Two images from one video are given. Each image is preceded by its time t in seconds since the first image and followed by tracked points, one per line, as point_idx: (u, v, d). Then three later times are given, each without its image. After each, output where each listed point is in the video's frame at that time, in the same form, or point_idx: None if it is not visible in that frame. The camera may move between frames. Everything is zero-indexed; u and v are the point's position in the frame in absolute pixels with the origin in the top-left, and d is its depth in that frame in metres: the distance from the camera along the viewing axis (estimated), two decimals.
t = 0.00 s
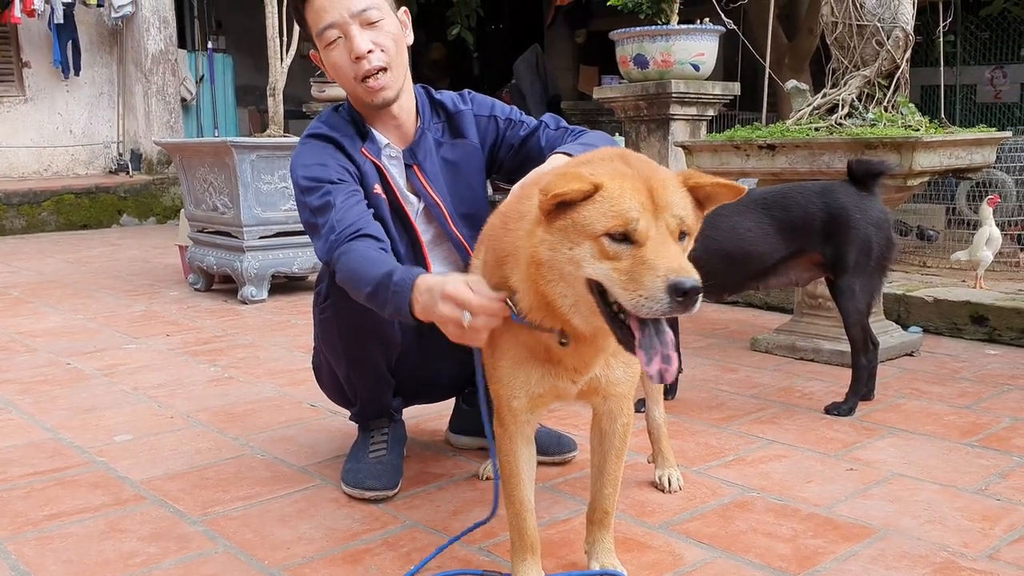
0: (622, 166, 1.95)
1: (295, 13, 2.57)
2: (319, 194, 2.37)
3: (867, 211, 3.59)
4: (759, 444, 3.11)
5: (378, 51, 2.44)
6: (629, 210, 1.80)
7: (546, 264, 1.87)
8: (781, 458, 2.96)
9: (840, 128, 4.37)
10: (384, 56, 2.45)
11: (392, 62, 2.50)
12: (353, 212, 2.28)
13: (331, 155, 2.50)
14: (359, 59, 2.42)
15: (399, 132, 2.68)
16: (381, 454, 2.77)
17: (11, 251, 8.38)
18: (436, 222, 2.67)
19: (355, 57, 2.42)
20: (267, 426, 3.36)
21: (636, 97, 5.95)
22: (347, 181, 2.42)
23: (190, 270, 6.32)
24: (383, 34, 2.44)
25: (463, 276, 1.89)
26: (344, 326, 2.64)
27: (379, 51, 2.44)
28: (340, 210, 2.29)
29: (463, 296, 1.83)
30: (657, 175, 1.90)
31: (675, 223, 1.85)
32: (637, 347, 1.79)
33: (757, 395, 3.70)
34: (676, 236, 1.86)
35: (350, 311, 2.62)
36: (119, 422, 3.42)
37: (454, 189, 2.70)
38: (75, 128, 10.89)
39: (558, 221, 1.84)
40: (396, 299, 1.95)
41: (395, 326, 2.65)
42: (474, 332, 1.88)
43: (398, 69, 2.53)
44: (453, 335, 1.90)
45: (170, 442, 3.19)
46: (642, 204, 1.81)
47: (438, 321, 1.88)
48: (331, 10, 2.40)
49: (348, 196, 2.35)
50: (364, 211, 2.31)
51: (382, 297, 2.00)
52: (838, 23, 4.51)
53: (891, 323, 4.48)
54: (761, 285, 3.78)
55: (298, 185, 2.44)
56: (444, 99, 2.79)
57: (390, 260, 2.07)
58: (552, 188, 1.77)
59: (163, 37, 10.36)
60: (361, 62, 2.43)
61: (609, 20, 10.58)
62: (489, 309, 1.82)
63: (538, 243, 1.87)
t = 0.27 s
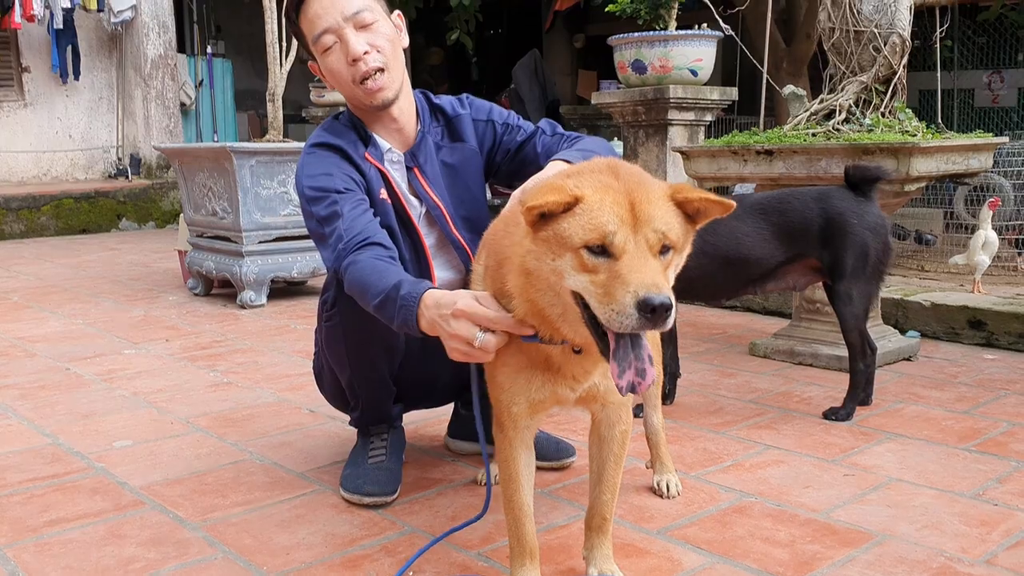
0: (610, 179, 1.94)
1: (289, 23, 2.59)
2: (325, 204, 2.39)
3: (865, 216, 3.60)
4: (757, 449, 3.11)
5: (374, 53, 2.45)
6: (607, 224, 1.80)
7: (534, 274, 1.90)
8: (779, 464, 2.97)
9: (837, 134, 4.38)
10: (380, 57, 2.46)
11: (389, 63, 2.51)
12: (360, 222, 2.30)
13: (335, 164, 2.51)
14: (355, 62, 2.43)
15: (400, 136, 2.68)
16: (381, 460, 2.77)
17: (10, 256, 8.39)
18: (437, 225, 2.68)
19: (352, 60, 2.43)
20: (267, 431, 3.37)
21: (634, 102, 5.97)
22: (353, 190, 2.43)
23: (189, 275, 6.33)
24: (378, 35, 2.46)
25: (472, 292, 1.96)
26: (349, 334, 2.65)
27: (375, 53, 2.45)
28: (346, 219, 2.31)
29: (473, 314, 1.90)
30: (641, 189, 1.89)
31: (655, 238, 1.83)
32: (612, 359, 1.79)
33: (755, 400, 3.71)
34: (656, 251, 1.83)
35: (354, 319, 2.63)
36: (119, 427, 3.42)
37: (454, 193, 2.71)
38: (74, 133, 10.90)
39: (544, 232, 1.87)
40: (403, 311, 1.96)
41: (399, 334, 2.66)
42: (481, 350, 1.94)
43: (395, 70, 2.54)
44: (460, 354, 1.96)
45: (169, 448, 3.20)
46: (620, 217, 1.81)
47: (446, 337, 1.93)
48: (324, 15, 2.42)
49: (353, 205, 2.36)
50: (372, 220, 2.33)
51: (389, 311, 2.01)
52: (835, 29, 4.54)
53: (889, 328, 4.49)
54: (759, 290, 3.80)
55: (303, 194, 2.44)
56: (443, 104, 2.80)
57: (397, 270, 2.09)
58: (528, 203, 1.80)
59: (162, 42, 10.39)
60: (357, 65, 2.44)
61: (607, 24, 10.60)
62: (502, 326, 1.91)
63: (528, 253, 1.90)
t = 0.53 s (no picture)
0: (586, 206, 1.85)
1: (296, 48, 2.61)
2: (319, 225, 2.41)
3: (860, 240, 3.62)
4: (755, 473, 3.11)
5: (379, 82, 2.48)
6: (545, 250, 1.74)
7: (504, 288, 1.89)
8: (777, 488, 2.97)
9: (832, 158, 4.43)
10: (385, 87, 2.49)
11: (393, 93, 2.54)
12: (352, 243, 2.31)
13: (332, 188, 2.53)
14: (360, 90, 2.46)
15: (397, 163, 2.70)
16: (378, 484, 2.77)
17: (9, 278, 8.40)
18: (433, 250, 2.69)
19: (357, 88, 2.46)
20: (265, 456, 3.37)
21: (631, 125, 6.01)
22: (347, 213, 2.45)
23: (188, 297, 6.34)
24: (383, 66, 2.49)
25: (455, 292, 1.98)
26: (342, 357, 2.66)
27: (380, 82, 2.48)
28: (338, 240, 2.33)
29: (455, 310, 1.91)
30: (594, 221, 1.77)
31: (585, 273, 1.71)
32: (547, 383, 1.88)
33: (753, 423, 3.71)
34: (584, 287, 1.71)
35: (348, 342, 2.64)
36: (116, 452, 3.42)
37: (450, 218, 2.73)
38: (74, 156, 10.95)
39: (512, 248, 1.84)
40: (390, 320, 1.98)
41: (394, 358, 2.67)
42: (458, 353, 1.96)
43: (399, 100, 2.57)
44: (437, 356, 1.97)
45: (167, 472, 3.19)
46: (563, 245, 1.73)
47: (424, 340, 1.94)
48: (332, 43, 2.45)
49: (346, 227, 2.38)
50: (364, 241, 2.34)
51: (377, 320, 2.02)
52: (830, 54, 4.59)
53: (887, 350, 4.50)
54: (756, 313, 3.82)
55: (299, 216, 2.47)
56: (442, 131, 2.83)
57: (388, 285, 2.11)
58: (483, 219, 1.81)
59: (162, 65, 10.48)
60: (362, 93, 2.46)
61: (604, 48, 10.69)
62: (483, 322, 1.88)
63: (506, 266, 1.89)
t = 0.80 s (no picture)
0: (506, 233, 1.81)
1: (290, 59, 2.61)
2: (306, 236, 2.42)
3: (856, 254, 3.61)
4: (751, 488, 3.11)
5: (372, 99, 2.49)
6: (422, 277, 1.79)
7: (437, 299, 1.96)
8: (774, 502, 2.96)
9: (827, 173, 4.46)
10: (378, 104, 2.50)
11: (386, 110, 2.55)
12: (338, 254, 2.30)
13: (321, 200, 2.54)
14: (352, 107, 2.47)
15: (391, 176, 2.71)
16: (373, 501, 2.76)
17: (3, 293, 8.37)
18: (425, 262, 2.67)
19: (349, 104, 2.47)
20: (260, 472, 3.35)
21: (627, 140, 6.04)
22: (335, 224, 2.46)
23: (184, 312, 6.33)
24: (377, 82, 2.49)
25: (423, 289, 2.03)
26: (331, 371, 2.67)
27: (373, 99, 2.49)
28: (325, 250, 2.32)
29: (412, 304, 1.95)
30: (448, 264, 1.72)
31: (415, 319, 1.72)
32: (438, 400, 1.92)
33: (749, 438, 3.71)
34: (413, 334, 1.73)
35: (337, 357, 2.65)
36: (110, 469, 3.40)
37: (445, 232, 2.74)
38: (70, 171, 10.95)
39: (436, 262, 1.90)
40: (379, 311, 1.96)
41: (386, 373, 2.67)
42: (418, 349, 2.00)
43: (391, 116, 2.58)
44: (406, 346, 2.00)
45: (161, 489, 3.18)
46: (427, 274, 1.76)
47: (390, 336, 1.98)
48: (327, 59, 2.45)
49: (333, 238, 2.38)
50: (350, 252, 2.33)
51: (367, 314, 1.99)
52: (824, 70, 4.62)
53: (882, 364, 4.51)
54: (751, 327, 3.84)
55: (288, 227, 2.48)
56: (437, 146, 2.84)
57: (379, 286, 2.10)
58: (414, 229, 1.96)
59: (159, 80, 10.51)
60: (354, 110, 2.47)
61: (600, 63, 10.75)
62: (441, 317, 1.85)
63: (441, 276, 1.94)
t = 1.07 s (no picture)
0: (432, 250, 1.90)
1: (282, 68, 2.63)
2: (297, 240, 2.44)
3: (852, 260, 3.62)
4: (749, 493, 3.11)
5: (360, 110, 2.49)
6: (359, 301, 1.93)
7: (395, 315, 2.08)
8: (772, 508, 2.96)
9: (824, 178, 4.47)
10: (366, 114, 2.51)
11: (375, 119, 2.55)
12: (325, 257, 2.31)
13: (314, 204, 2.56)
14: (340, 118, 2.48)
15: (385, 183, 2.72)
16: (371, 507, 2.76)
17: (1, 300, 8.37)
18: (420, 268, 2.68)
19: (336, 116, 2.48)
20: (258, 478, 3.35)
21: (625, 146, 6.05)
22: (326, 228, 2.47)
23: (182, 319, 6.32)
24: (364, 93, 2.50)
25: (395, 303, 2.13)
26: (325, 373, 2.68)
27: (360, 110, 2.49)
28: (314, 254, 2.33)
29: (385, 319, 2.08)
30: (380, 278, 1.84)
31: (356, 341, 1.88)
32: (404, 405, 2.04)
33: (748, 443, 3.71)
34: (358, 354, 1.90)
35: (331, 359, 2.65)
36: (108, 476, 3.39)
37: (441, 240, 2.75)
38: (69, 178, 10.96)
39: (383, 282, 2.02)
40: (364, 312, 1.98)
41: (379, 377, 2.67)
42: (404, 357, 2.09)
43: (381, 125, 2.59)
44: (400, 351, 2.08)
45: (159, 495, 3.17)
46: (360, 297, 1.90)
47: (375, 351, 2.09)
48: (314, 70, 2.46)
49: (322, 242, 2.39)
50: (339, 255, 2.34)
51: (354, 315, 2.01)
52: (821, 75, 4.63)
53: (880, 369, 4.51)
54: (749, 334, 3.84)
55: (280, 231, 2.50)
56: (433, 154, 2.84)
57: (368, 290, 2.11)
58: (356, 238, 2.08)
59: (157, 87, 10.52)
60: (342, 121, 2.48)
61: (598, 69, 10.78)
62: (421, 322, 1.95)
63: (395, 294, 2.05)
